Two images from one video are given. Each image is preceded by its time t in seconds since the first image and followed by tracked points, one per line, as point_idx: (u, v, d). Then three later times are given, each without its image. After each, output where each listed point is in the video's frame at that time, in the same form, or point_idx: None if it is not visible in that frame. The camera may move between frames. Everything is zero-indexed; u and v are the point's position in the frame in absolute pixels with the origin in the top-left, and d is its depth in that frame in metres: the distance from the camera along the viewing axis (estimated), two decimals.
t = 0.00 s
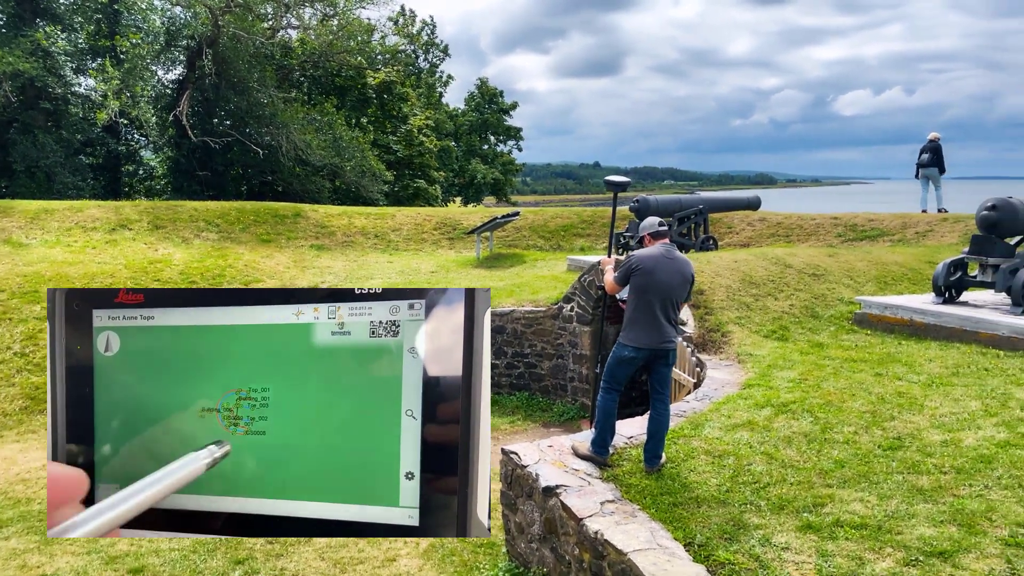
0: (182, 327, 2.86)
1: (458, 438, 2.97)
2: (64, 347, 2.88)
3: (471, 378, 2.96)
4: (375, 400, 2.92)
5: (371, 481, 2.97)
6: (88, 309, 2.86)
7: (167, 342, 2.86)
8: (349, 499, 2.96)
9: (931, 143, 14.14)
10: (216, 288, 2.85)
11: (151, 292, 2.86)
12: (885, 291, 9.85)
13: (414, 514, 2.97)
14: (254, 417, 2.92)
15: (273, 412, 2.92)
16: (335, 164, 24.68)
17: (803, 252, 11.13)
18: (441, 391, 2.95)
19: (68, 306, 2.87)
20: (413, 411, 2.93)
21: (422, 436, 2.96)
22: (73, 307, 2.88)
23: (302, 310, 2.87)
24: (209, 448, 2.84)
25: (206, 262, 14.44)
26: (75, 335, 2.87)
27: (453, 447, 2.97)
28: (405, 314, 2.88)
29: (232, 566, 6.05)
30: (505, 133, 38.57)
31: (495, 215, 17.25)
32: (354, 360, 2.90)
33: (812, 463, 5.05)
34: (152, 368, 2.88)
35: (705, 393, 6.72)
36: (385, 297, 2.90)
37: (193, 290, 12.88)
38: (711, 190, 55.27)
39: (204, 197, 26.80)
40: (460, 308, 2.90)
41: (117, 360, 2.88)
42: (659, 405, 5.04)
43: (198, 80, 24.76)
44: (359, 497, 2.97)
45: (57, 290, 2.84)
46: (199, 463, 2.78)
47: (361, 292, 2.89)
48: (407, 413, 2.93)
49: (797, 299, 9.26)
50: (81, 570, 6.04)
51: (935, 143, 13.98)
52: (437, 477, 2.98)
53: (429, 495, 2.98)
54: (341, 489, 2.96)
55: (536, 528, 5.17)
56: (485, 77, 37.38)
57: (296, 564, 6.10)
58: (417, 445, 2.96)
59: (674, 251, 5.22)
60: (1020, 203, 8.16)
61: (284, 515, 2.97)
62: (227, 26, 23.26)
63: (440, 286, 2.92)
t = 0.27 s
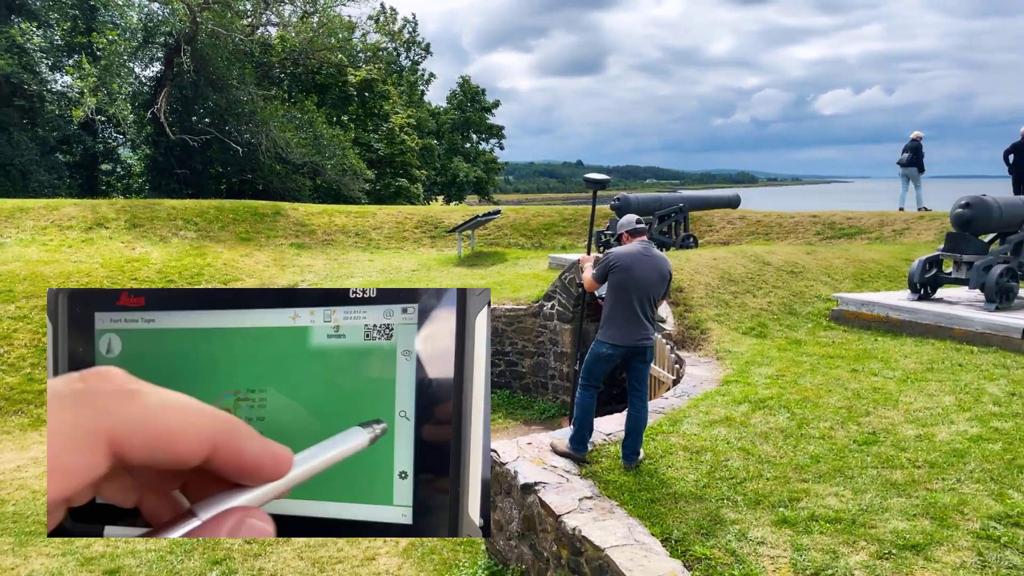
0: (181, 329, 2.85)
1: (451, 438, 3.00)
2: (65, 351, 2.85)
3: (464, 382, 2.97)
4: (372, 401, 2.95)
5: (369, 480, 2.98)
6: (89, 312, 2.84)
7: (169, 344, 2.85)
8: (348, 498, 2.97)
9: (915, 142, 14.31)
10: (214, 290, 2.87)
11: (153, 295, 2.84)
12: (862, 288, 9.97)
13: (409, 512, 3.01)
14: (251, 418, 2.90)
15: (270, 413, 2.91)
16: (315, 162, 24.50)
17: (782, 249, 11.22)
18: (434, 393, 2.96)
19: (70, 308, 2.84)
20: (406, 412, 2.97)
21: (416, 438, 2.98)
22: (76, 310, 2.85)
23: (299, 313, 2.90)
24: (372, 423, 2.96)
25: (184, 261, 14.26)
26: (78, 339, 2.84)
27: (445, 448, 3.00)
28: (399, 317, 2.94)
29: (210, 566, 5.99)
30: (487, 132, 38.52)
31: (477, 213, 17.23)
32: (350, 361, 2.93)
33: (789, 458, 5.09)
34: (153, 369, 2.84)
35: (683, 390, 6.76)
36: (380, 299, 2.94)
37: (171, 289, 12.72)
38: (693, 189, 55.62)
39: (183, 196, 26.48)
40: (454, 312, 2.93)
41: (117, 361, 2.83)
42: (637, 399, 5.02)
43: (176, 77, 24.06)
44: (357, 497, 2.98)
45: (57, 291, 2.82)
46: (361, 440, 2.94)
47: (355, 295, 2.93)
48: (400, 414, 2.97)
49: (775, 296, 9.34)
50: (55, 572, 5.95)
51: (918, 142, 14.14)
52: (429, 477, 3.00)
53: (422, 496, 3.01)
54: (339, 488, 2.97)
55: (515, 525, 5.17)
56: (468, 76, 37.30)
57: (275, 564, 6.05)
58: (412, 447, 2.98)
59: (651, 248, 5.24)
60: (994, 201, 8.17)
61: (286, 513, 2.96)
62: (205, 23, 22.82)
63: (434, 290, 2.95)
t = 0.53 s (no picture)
0: (178, 329, 2.71)
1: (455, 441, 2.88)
2: (62, 349, 2.71)
3: (469, 383, 2.86)
4: (377, 401, 2.81)
5: (374, 481, 2.86)
6: (88, 310, 2.72)
7: (165, 343, 2.71)
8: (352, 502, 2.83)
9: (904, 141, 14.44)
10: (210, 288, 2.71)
11: (150, 293, 2.70)
12: (843, 286, 10.05)
13: (412, 516, 2.89)
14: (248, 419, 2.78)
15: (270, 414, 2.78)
16: (297, 160, 24.35)
17: (764, 247, 11.29)
18: (438, 395, 2.85)
19: (67, 307, 2.73)
20: (410, 414, 2.84)
21: (421, 440, 2.87)
22: (73, 308, 2.74)
23: (300, 312, 2.74)
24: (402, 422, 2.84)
25: (164, 259, 14.11)
26: (75, 337, 2.72)
27: (449, 451, 2.88)
28: (403, 316, 2.79)
29: (188, 568, 5.91)
30: (471, 130, 38.49)
31: (460, 211, 17.19)
32: (350, 361, 2.79)
33: (769, 455, 5.10)
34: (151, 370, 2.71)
35: (665, 388, 6.77)
36: (384, 299, 2.78)
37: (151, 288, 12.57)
38: (677, 187, 55.89)
39: (163, 194, 26.20)
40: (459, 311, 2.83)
41: (114, 361, 2.71)
42: (619, 399, 5.07)
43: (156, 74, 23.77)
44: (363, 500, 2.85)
45: (55, 290, 2.73)
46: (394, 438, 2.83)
47: (358, 293, 2.76)
48: (403, 415, 2.84)
49: (757, 294, 9.38)
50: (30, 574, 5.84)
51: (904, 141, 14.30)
52: (432, 481, 2.88)
53: (426, 500, 2.88)
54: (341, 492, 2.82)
55: (496, 524, 5.14)
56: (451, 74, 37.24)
57: (255, 565, 5.98)
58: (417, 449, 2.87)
59: (633, 246, 5.23)
60: (972, 199, 8.26)
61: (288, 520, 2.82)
62: (186, 19, 22.56)
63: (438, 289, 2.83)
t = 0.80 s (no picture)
0: (174, 330, 2.82)
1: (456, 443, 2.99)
2: (61, 349, 2.87)
3: (468, 385, 2.96)
4: (377, 403, 2.89)
5: (377, 485, 2.96)
6: (87, 311, 2.85)
7: (165, 343, 2.82)
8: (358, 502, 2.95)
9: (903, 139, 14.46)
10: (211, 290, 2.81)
11: (149, 294, 2.82)
12: (834, 285, 10.05)
13: (413, 519, 2.99)
14: (251, 420, 2.89)
15: (271, 415, 2.89)
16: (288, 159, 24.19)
17: (755, 246, 11.29)
18: (439, 396, 2.95)
19: (67, 307, 2.86)
20: (411, 415, 2.93)
21: (421, 440, 2.97)
22: (71, 309, 2.88)
23: (300, 313, 2.83)
24: (385, 450, 2.94)
25: (153, 259, 13.99)
26: (75, 336, 2.86)
27: (451, 453, 2.99)
28: (403, 318, 2.88)
29: (176, 569, 5.86)
30: (464, 129, 38.39)
31: (452, 211, 17.13)
32: (348, 362, 2.86)
33: (758, 455, 5.09)
34: (154, 372, 2.84)
35: (655, 387, 6.75)
36: (384, 300, 2.86)
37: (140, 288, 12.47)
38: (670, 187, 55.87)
39: (154, 193, 26.00)
40: (460, 313, 2.91)
41: (115, 361, 2.84)
42: (608, 396, 5.04)
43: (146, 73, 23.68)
44: (368, 502, 2.96)
45: (54, 290, 2.84)
46: (377, 467, 2.93)
47: (357, 295, 2.84)
48: (404, 417, 2.93)
49: (748, 293, 9.37)
50: None
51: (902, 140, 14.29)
52: (433, 480, 3.00)
53: (429, 501, 3.00)
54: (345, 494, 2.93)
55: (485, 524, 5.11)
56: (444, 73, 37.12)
57: (243, 566, 5.93)
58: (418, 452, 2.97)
59: (622, 245, 5.22)
60: (962, 198, 8.28)
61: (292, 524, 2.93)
62: (176, 17, 22.57)
63: (439, 290, 2.89)
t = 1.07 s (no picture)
0: (183, 330, 2.67)
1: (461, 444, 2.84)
2: (67, 351, 2.69)
3: (472, 385, 2.81)
4: (382, 404, 2.76)
5: (377, 484, 2.80)
6: (92, 312, 2.68)
7: (170, 344, 2.67)
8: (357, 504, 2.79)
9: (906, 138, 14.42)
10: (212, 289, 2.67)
11: (156, 294, 2.66)
12: (828, 282, 10.03)
13: (417, 520, 2.83)
14: (257, 421, 2.75)
15: (276, 415, 2.75)
16: (283, 157, 24.06)
17: (749, 244, 11.25)
18: (443, 397, 2.80)
19: (73, 308, 2.69)
20: (415, 415, 2.79)
21: (424, 441, 2.82)
22: (78, 310, 2.70)
23: (304, 315, 2.71)
24: (374, 441, 2.78)
25: (145, 258, 13.90)
26: (78, 336, 2.68)
27: (452, 453, 2.83)
28: (406, 320, 2.75)
29: (163, 572, 5.80)
30: (460, 127, 38.32)
31: (446, 209, 17.06)
32: (355, 362, 2.74)
33: (749, 455, 5.05)
34: (158, 372, 2.69)
35: (647, 386, 6.71)
36: (388, 301, 2.74)
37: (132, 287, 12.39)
38: (667, 184, 55.85)
39: (148, 191, 25.89)
40: (464, 313, 2.77)
41: (120, 363, 2.67)
42: (598, 395, 4.98)
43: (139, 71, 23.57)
44: (368, 502, 2.80)
45: (60, 291, 2.65)
46: (364, 460, 2.75)
47: (361, 295, 2.73)
48: (407, 417, 2.79)
49: (741, 291, 9.34)
50: None
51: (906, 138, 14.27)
52: (439, 483, 2.84)
53: (430, 502, 2.84)
54: (347, 494, 2.78)
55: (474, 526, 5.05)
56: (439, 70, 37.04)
57: (231, 568, 5.87)
58: (422, 451, 2.81)
59: (612, 244, 5.16)
60: (955, 195, 8.24)
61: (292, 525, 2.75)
62: (168, 15, 22.36)
63: (443, 290, 2.75)
